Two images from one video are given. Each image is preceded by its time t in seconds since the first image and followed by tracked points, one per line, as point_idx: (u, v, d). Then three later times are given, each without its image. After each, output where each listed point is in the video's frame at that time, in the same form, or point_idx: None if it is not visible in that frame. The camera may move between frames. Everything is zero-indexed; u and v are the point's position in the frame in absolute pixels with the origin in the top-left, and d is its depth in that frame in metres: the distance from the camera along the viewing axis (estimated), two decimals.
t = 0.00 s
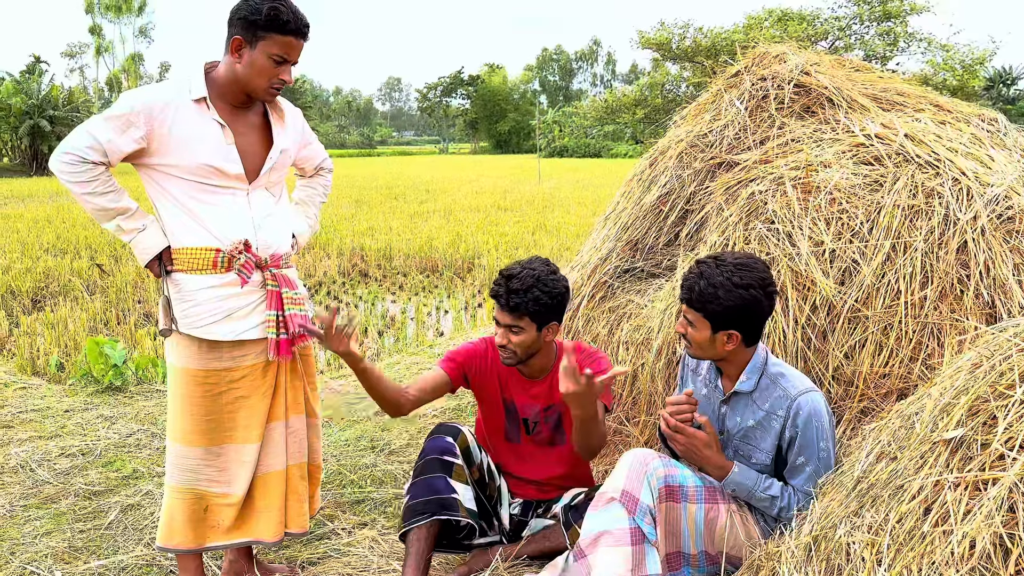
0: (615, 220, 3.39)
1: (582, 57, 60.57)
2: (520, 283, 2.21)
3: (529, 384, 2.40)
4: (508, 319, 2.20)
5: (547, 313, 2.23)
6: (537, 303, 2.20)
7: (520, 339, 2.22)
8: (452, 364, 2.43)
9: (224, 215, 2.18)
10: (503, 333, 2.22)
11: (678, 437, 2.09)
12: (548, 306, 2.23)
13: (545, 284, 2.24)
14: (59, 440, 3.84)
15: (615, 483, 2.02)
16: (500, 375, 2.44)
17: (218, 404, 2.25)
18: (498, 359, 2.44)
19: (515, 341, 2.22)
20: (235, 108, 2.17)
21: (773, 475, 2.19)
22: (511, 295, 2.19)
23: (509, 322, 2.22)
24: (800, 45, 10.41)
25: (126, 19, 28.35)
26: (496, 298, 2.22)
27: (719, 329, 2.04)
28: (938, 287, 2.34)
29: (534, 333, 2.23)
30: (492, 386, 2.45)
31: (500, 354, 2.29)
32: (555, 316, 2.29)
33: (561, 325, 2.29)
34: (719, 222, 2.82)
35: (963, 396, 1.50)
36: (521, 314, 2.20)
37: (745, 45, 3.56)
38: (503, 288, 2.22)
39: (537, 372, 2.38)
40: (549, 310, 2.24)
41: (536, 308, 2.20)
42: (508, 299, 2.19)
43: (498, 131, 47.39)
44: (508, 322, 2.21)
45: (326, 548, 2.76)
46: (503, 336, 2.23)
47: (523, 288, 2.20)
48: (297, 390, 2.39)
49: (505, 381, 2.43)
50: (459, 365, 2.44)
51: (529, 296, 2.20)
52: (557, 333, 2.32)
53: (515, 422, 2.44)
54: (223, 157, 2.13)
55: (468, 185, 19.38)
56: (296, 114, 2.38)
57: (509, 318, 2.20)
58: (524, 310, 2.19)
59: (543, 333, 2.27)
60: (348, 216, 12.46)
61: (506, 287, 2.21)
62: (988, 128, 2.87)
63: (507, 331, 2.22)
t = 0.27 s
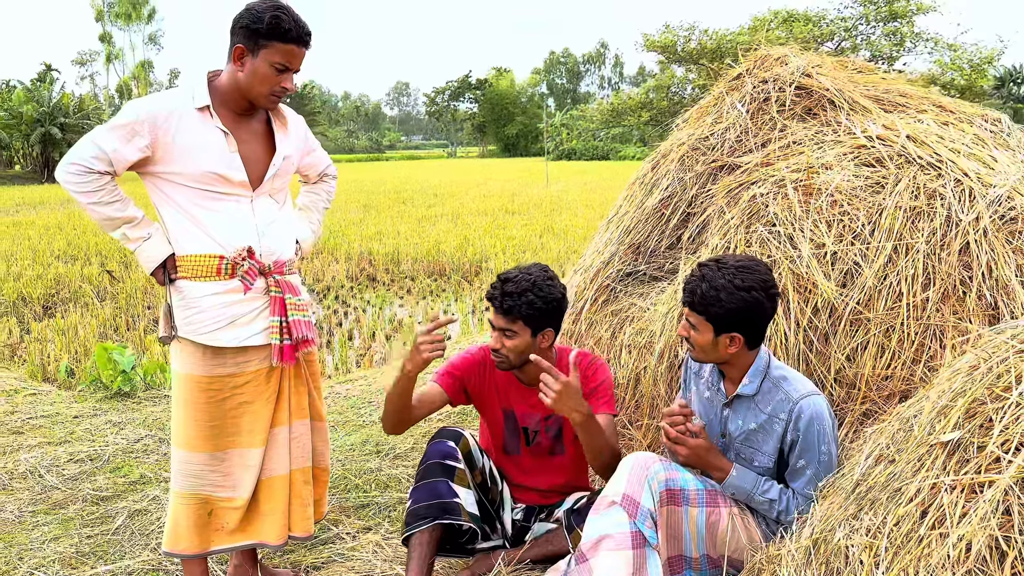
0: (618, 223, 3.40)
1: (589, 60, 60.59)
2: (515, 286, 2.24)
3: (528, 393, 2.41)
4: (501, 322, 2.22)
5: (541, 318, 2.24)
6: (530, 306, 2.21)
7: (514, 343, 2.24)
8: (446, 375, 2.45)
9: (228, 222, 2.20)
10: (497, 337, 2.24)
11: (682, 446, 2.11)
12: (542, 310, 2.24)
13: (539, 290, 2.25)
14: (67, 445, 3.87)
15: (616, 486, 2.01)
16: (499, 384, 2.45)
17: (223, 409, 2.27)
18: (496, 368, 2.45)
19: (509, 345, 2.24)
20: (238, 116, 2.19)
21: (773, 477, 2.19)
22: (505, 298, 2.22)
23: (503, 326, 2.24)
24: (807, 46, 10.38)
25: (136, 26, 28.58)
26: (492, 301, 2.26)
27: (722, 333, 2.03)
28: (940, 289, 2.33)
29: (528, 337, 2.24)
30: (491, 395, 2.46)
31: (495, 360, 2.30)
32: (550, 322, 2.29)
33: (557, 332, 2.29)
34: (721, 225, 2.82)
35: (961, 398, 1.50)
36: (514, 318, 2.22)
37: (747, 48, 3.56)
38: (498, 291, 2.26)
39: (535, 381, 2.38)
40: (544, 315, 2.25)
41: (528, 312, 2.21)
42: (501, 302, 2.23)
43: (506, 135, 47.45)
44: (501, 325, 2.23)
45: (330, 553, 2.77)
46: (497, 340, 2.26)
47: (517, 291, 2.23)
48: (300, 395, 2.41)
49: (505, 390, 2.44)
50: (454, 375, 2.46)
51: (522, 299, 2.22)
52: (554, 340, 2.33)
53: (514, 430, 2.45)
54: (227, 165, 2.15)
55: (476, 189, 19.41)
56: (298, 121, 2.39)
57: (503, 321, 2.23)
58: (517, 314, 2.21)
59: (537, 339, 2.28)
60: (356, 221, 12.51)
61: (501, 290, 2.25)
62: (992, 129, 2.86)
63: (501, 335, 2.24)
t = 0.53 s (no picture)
0: (621, 227, 3.40)
1: (598, 63, 60.60)
2: (518, 288, 2.26)
3: (533, 397, 2.42)
4: (506, 324, 2.23)
5: (545, 319, 2.25)
6: (533, 308, 2.22)
7: (518, 346, 2.24)
8: (452, 380, 2.43)
9: (232, 231, 2.23)
10: (502, 338, 2.25)
11: (682, 454, 2.12)
12: (546, 311, 2.25)
13: (543, 290, 2.28)
14: (78, 451, 3.91)
15: (617, 491, 2.00)
16: (504, 388, 2.45)
17: (227, 416, 2.29)
18: (501, 372, 2.45)
19: (513, 346, 2.24)
20: (241, 125, 2.21)
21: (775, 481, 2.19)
22: (508, 300, 2.24)
23: (507, 328, 2.25)
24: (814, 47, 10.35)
25: (148, 34, 28.84)
26: (496, 303, 2.26)
27: (721, 337, 2.04)
28: (942, 291, 2.32)
29: (532, 340, 2.24)
30: (496, 399, 2.47)
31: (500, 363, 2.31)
32: (554, 325, 2.29)
33: (561, 334, 2.29)
34: (722, 229, 2.82)
35: (956, 402, 1.50)
36: (518, 318, 2.22)
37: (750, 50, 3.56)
38: (502, 293, 2.28)
39: (541, 384, 2.39)
40: (548, 316, 2.26)
41: (533, 313, 2.22)
42: (505, 303, 2.24)
43: (515, 138, 47.50)
44: (506, 327, 2.24)
45: (335, 558, 2.79)
46: (501, 342, 2.26)
47: (521, 292, 2.24)
48: (304, 402, 2.43)
49: (510, 394, 2.45)
50: (460, 380, 2.44)
51: (525, 301, 2.23)
52: (558, 342, 2.32)
53: (519, 434, 2.46)
54: (231, 174, 2.18)
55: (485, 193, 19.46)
56: (301, 129, 2.42)
57: (507, 323, 2.23)
58: (521, 315, 2.22)
59: (542, 341, 2.28)
60: (366, 225, 12.57)
61: (505, 293, 2.26)
62: (995, 130, 2.85)
63: (505, 337, 2.25)
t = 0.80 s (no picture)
0: (625, 230, 3.41)
1: (608, 65, 60.58)
2: (524, 290, 2.27)
3: (537, 400, 2.42)
4: (511, 326, 2.24)
5: (551, 321, 2.26)
6: (539, 310, 2.23)
7: (523, 348, 2.25)
8: (455, 383, 2.44)
9: (237, 238, 2.25)
10: (507, 341, 2.26)
11: (679, 457, 2.11)
12: (552, 313, 2.26)
13: (549, 293, 2.29)
14: (91, 457, 3.96)
15: (618, 495, 2.02)
16: (508, 392, 2.45)
17: (232, 421, 2.32)
18: (505, 376, 2.45)
19: (519, 349, 2.25)
20: (244, 134, 2.24)
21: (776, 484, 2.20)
22: (514, 302, 2.25)
23: (512, 331, 2.26)
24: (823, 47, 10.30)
25: (161, 41, 29.12)
26: (501, 306, 2.28)
27: (720, 340, 2.04)
28: (945, 293, 2.31)
29: (538, 342, 2.25)
30: (500, 403, 2.47)
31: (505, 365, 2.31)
32: (559, 327, 2.30)
33: (566, 337, 2.30)
34: (725, 232, 2.82)
35: (952, 405, 1.51)
36: (524, 320, 2.23)
37: (753, 53, 3.56)
38: (507, 296, 2.29)
39: (545, 388, 2.40)
40: (553, 319, 2.27)
41: (538, 315, 2.24)
42: (511, 306, 2.25)
43: (526, 141, 47.54)
44: (511, 330, 2.25)
45: (341, 562, 2.81)
46: (506, 344, 2.27)
47: (526, 295, 2.26)
48: (308, 407, 2.46)
49: (514, 399, 2.45)
50: (464, 383, 2.45)
51: (531, 303, 2.24)
52: (562, 345, 2.33)
53: (524, 438, 2.46)
54: (235, 182, 2.20)
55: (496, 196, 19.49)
56: (304, 137, 2.45)
57: (513, 326, 2.24)
58: (527, 317, 2.23)
59: (547, 343, 2.29)
60: (376, 230, 12.63)
61: (510, 295, 2.27)
62: (1001, 130, 2.83)
63: (511, 339, 2.26)
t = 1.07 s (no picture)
0: (633, 232, 3.42)
1: (619, 66, 60.51)
2: (535, 291, 2.29)
3: (544, 401, 2.44)
4: (521, 326, 2.25)
5: (560, 323, 2.28)
6: (550, 311, 2.25)
7: (532, 348, 2.26)
8: (464, 384, 2.44)
9: (245, 242, 2.28)
10: (516, 341, 2.27)
11: (684, 459, 2.10)
12: (562, 314, 2.28)
13: (559, 294, 2.31)
14: (106, 459, 4.02)
15: (625, 496, 2.02)
16: (515, 393, 2.46)
17: (242, 423, 2.35)
18: (512, 377, 2.47)
19: (528, 349, 2.27)
20: (252, 139, 2.28)
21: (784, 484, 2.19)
22: (525, 302, 2.27)
23: (522, 331, 2.27)
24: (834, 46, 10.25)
25: (175, 47, 29.39)
26: (512, 306, 2.29)
27: (726, 341, 2.05)
28: (952, 293, 2.31)
29: (546, 343, 2.26)
30: (507, 404, 2.48)
31: (513, 365, 2.32)
32: (568, 328, 2.32)
33: (574, 338, 2.31)
34: (732, 233, 2.82)
35: (955, 405, 1.51)
36: (534, 320, 2.25)
37: (760, 53, 3.56)
38: (517, 296, 2.31)
39: (552, 388, 2.41)
40: (563, 320, 2.29)
41: (548, 316, 2.25)
42: (522, 306, 2.26)
43: (537, 143, 47.55)
44: (521, 330, 2.26)
45: (351, 563, 2.84)
46: (515, 344, 2.29)
47: (537, 295, 2.28)
48: (316, 408, 2.49)
49: (521, 399, 2.46)
50: (472, 384, 2.45)
51: (542, 304, 2.26)
52: (569, 346, 2.35)
53: (531, 439, 2.47)
54: (242, 186, 2.24)
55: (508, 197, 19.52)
56: (311, 142, 2.48)
57: (522, 326, 2.26)
58: (538, 317, 2.25)
59: (555, 345, 2.30)
60: (388, 232, 12.69)
61: (521, 295, 2.29)
62: (1010, 129, 2.82)
63: (520, 339, 2.27)
